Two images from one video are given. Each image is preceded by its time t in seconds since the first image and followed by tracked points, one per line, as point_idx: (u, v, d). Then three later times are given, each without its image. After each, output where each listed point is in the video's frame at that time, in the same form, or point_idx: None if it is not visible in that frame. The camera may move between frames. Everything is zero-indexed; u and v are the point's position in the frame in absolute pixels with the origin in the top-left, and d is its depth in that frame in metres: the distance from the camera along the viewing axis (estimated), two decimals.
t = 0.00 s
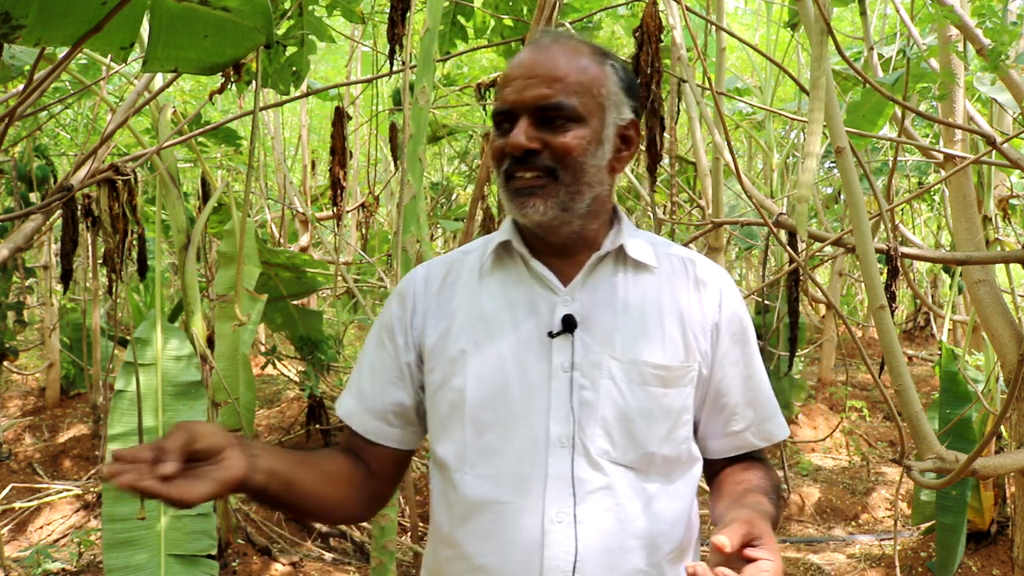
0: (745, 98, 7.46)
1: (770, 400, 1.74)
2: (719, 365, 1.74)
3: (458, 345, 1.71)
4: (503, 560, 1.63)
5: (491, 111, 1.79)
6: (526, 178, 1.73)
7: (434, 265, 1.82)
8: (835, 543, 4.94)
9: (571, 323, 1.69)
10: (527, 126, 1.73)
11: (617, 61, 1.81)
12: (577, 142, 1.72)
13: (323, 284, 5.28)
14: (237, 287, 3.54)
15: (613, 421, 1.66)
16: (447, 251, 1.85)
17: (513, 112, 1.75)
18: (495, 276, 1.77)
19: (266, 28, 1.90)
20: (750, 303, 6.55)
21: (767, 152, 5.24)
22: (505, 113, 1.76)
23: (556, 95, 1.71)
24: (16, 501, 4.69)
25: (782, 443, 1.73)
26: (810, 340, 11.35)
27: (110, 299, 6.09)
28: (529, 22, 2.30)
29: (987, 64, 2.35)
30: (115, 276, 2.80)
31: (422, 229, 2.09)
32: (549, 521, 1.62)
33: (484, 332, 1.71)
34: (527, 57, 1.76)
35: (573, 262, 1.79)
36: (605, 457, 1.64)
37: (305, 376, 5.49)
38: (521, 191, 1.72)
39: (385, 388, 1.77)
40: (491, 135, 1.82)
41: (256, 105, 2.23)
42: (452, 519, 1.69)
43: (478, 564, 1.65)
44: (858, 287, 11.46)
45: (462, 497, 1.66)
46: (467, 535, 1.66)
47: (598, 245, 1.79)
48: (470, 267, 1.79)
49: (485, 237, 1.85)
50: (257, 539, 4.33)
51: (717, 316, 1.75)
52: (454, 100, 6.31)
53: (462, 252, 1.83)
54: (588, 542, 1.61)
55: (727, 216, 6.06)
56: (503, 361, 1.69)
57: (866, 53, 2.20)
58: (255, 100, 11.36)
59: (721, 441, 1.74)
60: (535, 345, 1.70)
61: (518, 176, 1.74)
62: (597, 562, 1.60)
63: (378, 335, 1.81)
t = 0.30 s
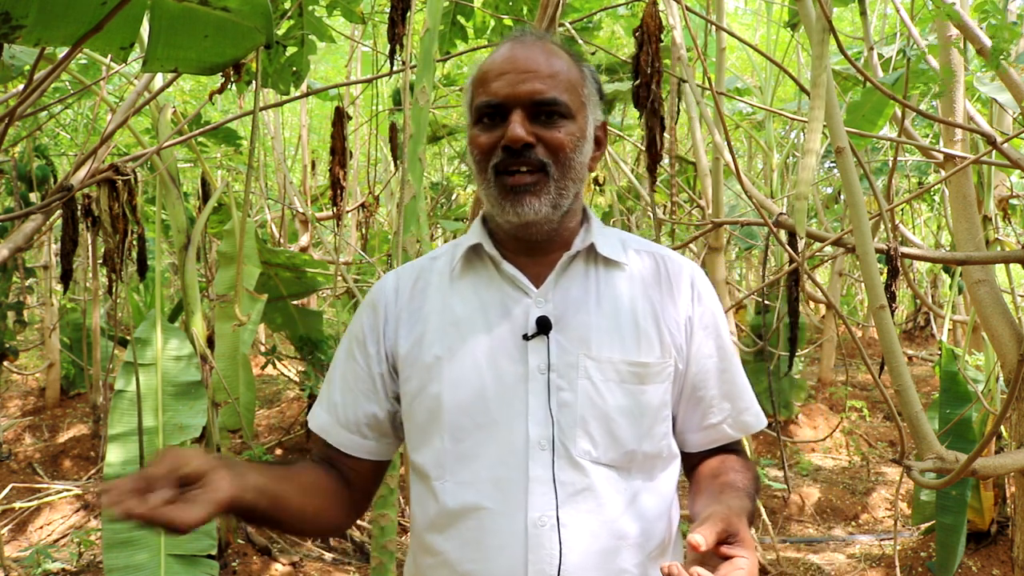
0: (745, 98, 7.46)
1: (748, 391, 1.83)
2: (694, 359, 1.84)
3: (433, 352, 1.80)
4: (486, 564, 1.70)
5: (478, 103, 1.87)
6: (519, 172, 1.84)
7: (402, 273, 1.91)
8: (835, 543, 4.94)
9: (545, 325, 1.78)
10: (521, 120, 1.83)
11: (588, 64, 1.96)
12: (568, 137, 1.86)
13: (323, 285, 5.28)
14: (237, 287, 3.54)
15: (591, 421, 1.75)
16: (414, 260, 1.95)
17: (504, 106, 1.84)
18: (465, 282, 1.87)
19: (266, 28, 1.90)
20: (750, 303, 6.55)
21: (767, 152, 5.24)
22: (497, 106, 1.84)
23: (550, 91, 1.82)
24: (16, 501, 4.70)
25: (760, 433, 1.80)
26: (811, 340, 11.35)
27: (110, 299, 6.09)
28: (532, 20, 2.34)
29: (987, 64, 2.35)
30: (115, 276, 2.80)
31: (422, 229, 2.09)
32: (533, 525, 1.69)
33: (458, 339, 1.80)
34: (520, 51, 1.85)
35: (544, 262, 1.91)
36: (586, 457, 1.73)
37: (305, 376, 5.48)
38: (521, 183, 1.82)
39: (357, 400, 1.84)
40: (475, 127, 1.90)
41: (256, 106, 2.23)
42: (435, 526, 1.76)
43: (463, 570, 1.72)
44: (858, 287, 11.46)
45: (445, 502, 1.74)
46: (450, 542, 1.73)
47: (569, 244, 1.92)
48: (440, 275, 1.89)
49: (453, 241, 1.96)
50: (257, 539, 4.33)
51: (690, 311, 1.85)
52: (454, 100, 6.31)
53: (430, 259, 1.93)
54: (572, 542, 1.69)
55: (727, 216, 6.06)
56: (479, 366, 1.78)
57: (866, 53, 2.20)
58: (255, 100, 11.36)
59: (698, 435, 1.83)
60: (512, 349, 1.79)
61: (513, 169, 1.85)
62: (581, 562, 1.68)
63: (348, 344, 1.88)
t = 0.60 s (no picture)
0: (745, 98, 7.46)
1: (732, 389, 1.86)
2: (680, 359, 1.86)
3: (423, 352, 1.79)
4: (480, 564, 1.70)
5: (471, 101, 1.86)
6: (514, 170, 1.84)
7: (389, 275, 1.90)
8: (835, 543, 4.94)
9: (536, 325, 1.78)
10: (517, 117, 1.83)
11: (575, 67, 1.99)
12: (561, 136, 1.87)
13: (323, 285, 5.28)
14: (237, 287, 3.54)
15: (584, 420, 1.75)
16: (400, 261, 1.94)
17: (500, 104, 1.84)
18: (453, 282, 1.87)
19: (266, 28, 1.90)
20: (750, 303, 6.55)
21: (767, 152, 5.24)
22: (492, 104, 1.84)
23: (544, 90, 1.83)
24: (16, 501, 4.69)
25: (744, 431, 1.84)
26: (811, 339, 11.35)
27: (110, 299, 6.09)
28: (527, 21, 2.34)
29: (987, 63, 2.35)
30: (115, 276, 2.79)
31: (422, 229, 2.08)
32: (527, 524, 1.69)
33: (448, 339, 1.80)
34: (513, 50, 1.85)
35: (531, 262, 1.92)
36: (579, 455, 1.73)
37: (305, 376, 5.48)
38: (516, 180, 1.82)
39: (351, 403, 1.85)
40: (467, 125, 1.89)
41: (256, 106, 2.23)
42: (427, 526, 1.76)
43: (456, 570, 1.72)
44: (858, 287, 11.47)
45: (437, 503, 1.73)
46: (443, 543, 1.73)
47: (557, 243, 1.93)
48: (428, 276, 1.89)
49: (440, 241, 1.96)
50: (257, 539, 4.33)
51: (676, 311, 1.87)
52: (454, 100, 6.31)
53: (416, 260, 1.93)
54: (566, 541, 1.69)
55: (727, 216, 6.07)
56: (470, 366, 1.77)
57: (866, 53, 2.20)
58: (255, 100, 11.36)
59: (683, 433, 1.86)
60: (503, 349, 1.79)
61: (508, 166, 1.85)
62: (576, 560, 1.68)
63: (339, 348, 1.88)
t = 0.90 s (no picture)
0: (745, 98, 7.46)
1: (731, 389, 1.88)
2: (680, 358, 1.87)
3: (425, 350, 1.79)
4: (483, 562, 1.69)
5: (477, 95, 1.86)
6: (519, 162, 1.84)
7: (389, 272, 1.90)
8: (835, 543, 4.94)
9: (539, 323, 1.78)
10: (523, 110, 1.84)
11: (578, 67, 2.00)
12: (565, 132, 1.88)
13: (323, 284, 5.28)
14: (237, 288, 3.55)
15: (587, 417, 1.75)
16: (399, 258, 1.94)
17: (505, 98, 1.84)
18: (454, 280, 1.87)
19: (266, 28, 1.90)
20: (750, 303, 6.56)
21: (767, 152, 5.24)
22: (498, 98, 1.85)
23: (550, 85, 1.84)
24: (16, 501, 4.69)
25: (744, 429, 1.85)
26: (811, 340, 11.36)
27: (110, 299, 6.09)
28: (531, 24, 2.34)
29: (987, 64, 2.35)
30: (115, 276, 2.79)
31: (422, 229, 2.08)
32: (530, 522, 1.69)
33: (450, 336, 1.79)
34: (518, 48, 1.87)
35: (533, 261, 1.92)
36: (582, 452, 1.74)
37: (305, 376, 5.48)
38: (521, 171, 1.82)
39: (350, 401, 1.83)
40: (472, 119, 1.89)
41: (256, 106, 2.23)
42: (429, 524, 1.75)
43: (459, 568, 1.71)
44: (858, 287, 11.48)
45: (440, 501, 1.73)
46: (446, 540, 1.72)
47: (558, 242, 1.93)
48: (428, 274, 1.88)
49: (440, 240, 1.95)
50: (257, 539, 4.32)
51: (677, 310, 1.88)
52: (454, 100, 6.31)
53: (416, 257, 1.93)
54: (569, 538, 1.69)
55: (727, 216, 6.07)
56: (473, 364, 1.77)
57: (866, 54, 2.20)
58: (255, 100, 11.37)
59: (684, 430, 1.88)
60: (506, 347, 1.79)
61: (513, 158, 1.84)
62: (579, 557, 1.69)
63: (338, 345, 1.87)
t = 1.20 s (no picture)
0: (745, 98, 7.46)
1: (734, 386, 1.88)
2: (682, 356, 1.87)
3: (427, 353, 1.79)
4: (488, 563, 1.69)
5: (473, 99, 1.86)
6: (517, 166, 1.84)
7: (391, 276, 1.90)
8: (835, 543, 4.94)
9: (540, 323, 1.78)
10: (519, 114, 1.83)
11: (575, 66, 1.99)
12: (563, 134, 1.87)
13: (323, 284, 5.28)
14: (237, 288, 3.55)
15: (589, 417, 1.75)
16: (401, 262, 1.94)
17: (502, 101, 1.84)
18: (455, 283, 1.87)
19: (267, 28, 1.90)
20: (750, 303, 6.56)
21: (767, 152, 5.24)
22: (494, 102, 1.85)
23: (546, 87, 1.84)
24: (16, 501, 4.69)
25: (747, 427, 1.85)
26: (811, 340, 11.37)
27: (110, 299, 6.09)
28: (533, 27, 2.35)
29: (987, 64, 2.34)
30: (115, 276, 2.79)
31: (422, 229, 2.08)
32: (533, 522, 1.69)
33: (452, 338, 1.80)
34: (514, 50, 1.87)
35: (535, 262, 1.93)
36: (584, 452, 1.74)
37: (305, 376, 5.48)
38: (519, 176, 1.82)
39: (357, 405, 1.84)
40: (469, 123, 1.89)
41: (256, 106, 2.23)
42: (434, 526, 1.75)
43: (464, 569, 1.71)
44: (858, 287, 11.48)
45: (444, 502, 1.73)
46: (450, 541, 1.72)
47: (559, 242, 1.93)
48: (430, 277, 1.88)
49: (441, 242, 1.96)
50: (257, 539, 4.32)
51: (677, 308, 1.89)
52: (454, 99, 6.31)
53: (418, 261, 1.93)
54: (573, 537, 1.69)
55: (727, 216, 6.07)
56: (474, 366, 1.77)
57: (866, 54, 2.19)
58: (255, 100, 11.37)
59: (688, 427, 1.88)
60: (507, 348, 1.79)
61: (510, 163, 1.84)
62: (582, 557, 1.68)
63: (343, 350, 1.87)
